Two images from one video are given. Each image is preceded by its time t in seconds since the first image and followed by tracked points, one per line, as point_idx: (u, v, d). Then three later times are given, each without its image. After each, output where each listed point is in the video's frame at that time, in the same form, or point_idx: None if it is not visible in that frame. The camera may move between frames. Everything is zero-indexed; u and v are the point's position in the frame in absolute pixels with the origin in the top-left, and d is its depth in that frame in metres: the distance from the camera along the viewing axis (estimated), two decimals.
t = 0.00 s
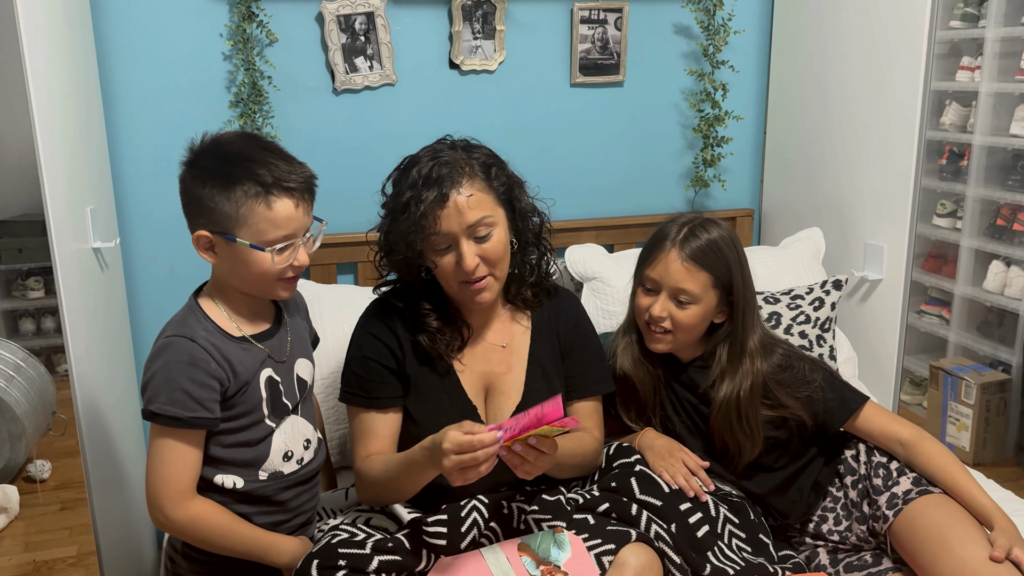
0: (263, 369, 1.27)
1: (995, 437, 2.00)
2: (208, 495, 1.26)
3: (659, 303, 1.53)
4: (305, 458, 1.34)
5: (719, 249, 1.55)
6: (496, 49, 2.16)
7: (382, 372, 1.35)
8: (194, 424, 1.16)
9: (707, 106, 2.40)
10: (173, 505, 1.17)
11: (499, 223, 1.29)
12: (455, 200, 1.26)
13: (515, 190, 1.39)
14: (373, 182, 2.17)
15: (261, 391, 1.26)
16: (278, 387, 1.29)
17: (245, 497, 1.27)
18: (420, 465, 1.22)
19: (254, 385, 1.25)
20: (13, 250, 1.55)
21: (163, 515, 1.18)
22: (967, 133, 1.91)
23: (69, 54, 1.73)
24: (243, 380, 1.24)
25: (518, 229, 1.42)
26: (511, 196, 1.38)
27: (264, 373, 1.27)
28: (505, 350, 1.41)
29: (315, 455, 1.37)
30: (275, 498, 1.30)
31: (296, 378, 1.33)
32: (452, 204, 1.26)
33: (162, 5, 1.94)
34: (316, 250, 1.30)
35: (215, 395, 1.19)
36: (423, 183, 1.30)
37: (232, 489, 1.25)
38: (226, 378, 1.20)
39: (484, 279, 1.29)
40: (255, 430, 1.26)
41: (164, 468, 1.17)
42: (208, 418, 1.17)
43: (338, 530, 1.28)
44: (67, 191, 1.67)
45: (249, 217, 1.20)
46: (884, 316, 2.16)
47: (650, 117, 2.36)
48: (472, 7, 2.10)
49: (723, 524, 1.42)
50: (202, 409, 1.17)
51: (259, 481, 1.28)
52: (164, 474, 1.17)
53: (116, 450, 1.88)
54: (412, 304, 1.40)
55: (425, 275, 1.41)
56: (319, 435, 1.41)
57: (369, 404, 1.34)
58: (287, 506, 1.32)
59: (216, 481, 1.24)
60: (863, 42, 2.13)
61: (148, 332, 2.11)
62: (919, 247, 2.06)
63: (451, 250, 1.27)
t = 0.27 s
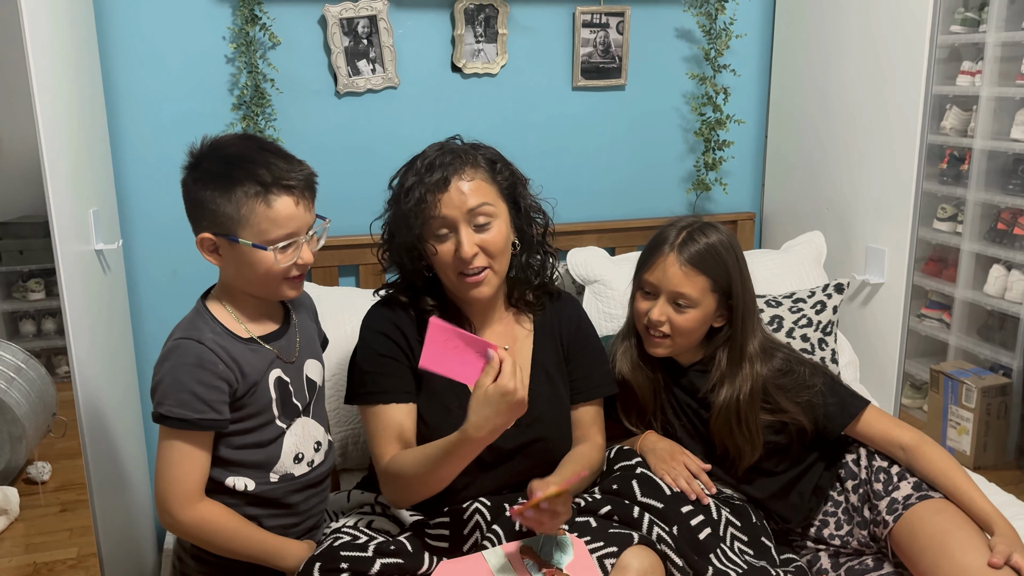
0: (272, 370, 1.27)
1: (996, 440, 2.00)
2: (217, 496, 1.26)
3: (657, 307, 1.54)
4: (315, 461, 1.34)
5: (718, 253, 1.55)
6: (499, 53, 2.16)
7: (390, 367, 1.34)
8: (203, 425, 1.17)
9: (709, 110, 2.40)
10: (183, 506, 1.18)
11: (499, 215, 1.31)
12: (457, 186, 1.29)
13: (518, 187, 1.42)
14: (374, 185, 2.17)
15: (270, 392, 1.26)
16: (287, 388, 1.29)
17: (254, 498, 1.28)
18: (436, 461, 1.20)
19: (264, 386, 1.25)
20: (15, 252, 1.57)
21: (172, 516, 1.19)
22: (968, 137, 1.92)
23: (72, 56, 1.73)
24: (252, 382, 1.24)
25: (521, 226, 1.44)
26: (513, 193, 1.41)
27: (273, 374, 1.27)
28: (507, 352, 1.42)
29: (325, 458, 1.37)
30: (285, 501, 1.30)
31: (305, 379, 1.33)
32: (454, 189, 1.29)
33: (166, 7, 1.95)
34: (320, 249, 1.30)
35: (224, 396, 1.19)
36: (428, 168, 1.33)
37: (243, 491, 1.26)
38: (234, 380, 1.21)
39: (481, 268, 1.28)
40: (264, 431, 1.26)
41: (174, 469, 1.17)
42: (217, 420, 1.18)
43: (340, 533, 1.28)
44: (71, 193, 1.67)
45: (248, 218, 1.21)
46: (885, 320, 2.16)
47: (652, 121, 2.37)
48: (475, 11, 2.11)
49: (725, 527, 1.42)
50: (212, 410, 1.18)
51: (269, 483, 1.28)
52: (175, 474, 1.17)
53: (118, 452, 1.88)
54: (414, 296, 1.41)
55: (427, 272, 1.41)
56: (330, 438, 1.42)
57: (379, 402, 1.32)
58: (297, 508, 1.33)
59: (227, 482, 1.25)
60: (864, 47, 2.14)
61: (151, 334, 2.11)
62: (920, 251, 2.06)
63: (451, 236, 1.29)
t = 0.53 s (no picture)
0: (280, 372, 1.27)
1: (996, 444, 1.99)
2: (223, 501, 1.26)
3: (654, 310, 1.54)
4: (321, 465, 1.35)
5: (714, 257, 1.55)
6: (500, 56, 2.17)
7: (398, 361, 1.33)
8: (212, 428, 1.17)
9: (710, 114, 2.40)
10: (189, 511, 1.18)
11: (496, 215, 1.31)
12: (457, 180, 1.31)
13: (522, 192, 1.41)
14: (375, 187, 2.17)
15: (278, 394, 1.26)
16: (295, 390, 1.29)
17: (261, 503, 1.27)
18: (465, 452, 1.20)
19: (272, 388, 1.26)
20: (15, 253, 1.56)
21: (178, 520, 1.18)
22: (968, 142, 1.93)
23: (74, 57, 1.73)
24: (260, 384, 1.24)
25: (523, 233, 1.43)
26: (518, 197, 1.41)
27: (281, 376, 1.27)
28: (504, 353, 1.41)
29: (331, 462, 1.38)
30: (293, 505, 1.30)
31: (312, 381, 1.33)
32: (453, 182, 1.30)
33: (168, 9, 1.95)
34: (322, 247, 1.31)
35: (233, 399, 1.19)
36: (431, 160, 1.36)
37: (250, 496, 1.26)
38: (242, 381, 1.21)
39: (470, 264, 1.29)
40: (273, 434, 1.26)
41: (181, 473, 1.17)
42: (226, 422, 1.18)
43: (341, 536, 1.29)
44: (72, 194, 1.67)
45: (253, 217, 1.21)
46: (886, 325, 2.16)
47: (653, 125, 2.37)
48: (477, 14, 2.11)
49: (725, 531, 1.42)
50: (221, 413, 1.18)
51: (278, 488, 1.28)
52: (183, 479, 1.17)
53: (118, 454, 1.88)
54: (412, 289, 1.40)
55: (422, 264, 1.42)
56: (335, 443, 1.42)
57: (389, 398, 1.30)
58: (303, 513, 1.32)
59: (235, 487, 1.24)
60: (865, 52, 2.14)
61: (151, 336, 2.11)
62: (921, 255, 2.06)
63: (446, 226, 1.31)
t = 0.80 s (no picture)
0: (281, 376, 1.27)
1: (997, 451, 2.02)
2: (224, 504, 1.25)
3: (643, 308, 1.54)
4: (321, 467, 1.35)
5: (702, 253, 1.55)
6: (504, 60, 2.17)
7: (401, 365, 1.33)
8: (214, 431, 1.16)
9: (713, 119, 2.41)
10: (192, 515, 1.18)
11: (505, 228, 1.31)
12: (463, 196, 1.30)
13: (529, 201, 1.40)
14: (378, 190, 2.17)
15: (279, 399, 1.27)
16: (295, 394, 1.30)
17: (261, 505, 1.27)
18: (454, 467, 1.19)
19: (273, 392, 1.26)
20: (18, 254, 1.65)
21: (179, 522, 1.18)
22: (970, 148, 1.94)
23: (79, 60, 1.73)
24: (263, 388, 1.24)
25: (530, 240, 1.43)
26: (524, 204, 1.40)
27: (282, 380, 1.27)
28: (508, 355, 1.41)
29: (330, 465, 1.38)
30: (292, 508, 1.31)
31: (311, 385, 1.34)
32: (460, 200, 1.29)
33: (173, 12, 1.95)
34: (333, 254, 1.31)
35: (235, 402, 1.19)
36: (434, 176, 1.34)
37: (250, 498, 1.26)
38: (245, 386, 1.21)
39: (481, 277, 1.30)
40: (273, 438, 1.26)
41: (184, 476, 1.17)
42: (228, 425, 1.17)
43: (343, 538, 1.29)
44: (77, 195, 1.67)
45: (277, 220, 1.22)
46: (887, 331, 2.14)
47: (655, 130, 2.37)
48: (481, 18, 2.12)
49: (728, 535, 1.42)
50: (221, 416, 1.17)
51: (277, 490, 1.28)
52: (185, 483, 1.17)
53: (120, 456, 1.88)
54: (420, 293, 1.42)
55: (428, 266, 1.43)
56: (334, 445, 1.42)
57: (395, 401, 1.31)
58: (302, 515, 1.33)
59: (235, 489, 1.24)
60: (866, 57, 2.15)
61: (153, 338, 2.11)
62: (922, 261, 2.05)
63: (454, 245, 1.30)
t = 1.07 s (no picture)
0: (287, 381, 1.28)
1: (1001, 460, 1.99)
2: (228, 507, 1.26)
3: (636, 311, 1.55)
4: (324, 472, 1.35)
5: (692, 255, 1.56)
6: (509, 66, 2.18)
7: (407, 369, 1.33)
8: (220, 434, 1.16)
9: (717, 125, 2.41)
10: (195, 516, 1.18)
11: (506, 232, 1.30)
12: (464, 202, 1.30)
13: (531, 203, 1.40)
14: (383, 195, 2.18)
15: (284, 403, 1.27)
16: (300, 398, 1.30)
17: (262, 509, 1.27)
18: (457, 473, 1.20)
19: (277, 396, 1.26)
20: (23, 257, 1.63)
21: (184, 525, 1.18)
22: (974, 156, 1.94)
23: (87, 64, 1.74)
24: (268, 392, 1.24)
25: (534, 243, 1.43)
26: (526, 207, 1.40)
27: (288, 384, 1.28)
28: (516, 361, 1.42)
29: (333, 469, 1.38)
30: (295, 511, 1.31)
31: (317, 390, 1.34)
32: (461, 205, 1.30)
33: (180, 16, 1.97)
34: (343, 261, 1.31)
35: (241, 405, 1.19)
36: (434, 183, 1.35)
37: (253, 502, 1.26)
38: (252, 389, 1.21)
39: (485, 280, 1.30)
40: (277, 442, 1.27)
41: (188, 478, 1.17)
42: (233, 428, 1.17)
43: (346, 543, 1.29)
44: (83, 199, 1.68)
45: (289, 226, 1.22)
46: (890, 338, 2.15)
47: (660, 136, 2.38)
48: (486, 24, 2.12)
49: (730, 542, 1.41)
50: (229, 419, 1.17)
51: (281, 494, 1.29)
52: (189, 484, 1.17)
53: (124, 459, 1.88)
54: (427, 299, 1.43)
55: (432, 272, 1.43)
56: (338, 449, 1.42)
57: (401, 406, 1.31)
58: (304, 518, 1.33)
59: (238, 492, 1.25)
60: (870, 65, 2.16)
61: (158, 341, 2.11)
62: (926, 270, 2.05)
63: (456, 250, 1.31)
